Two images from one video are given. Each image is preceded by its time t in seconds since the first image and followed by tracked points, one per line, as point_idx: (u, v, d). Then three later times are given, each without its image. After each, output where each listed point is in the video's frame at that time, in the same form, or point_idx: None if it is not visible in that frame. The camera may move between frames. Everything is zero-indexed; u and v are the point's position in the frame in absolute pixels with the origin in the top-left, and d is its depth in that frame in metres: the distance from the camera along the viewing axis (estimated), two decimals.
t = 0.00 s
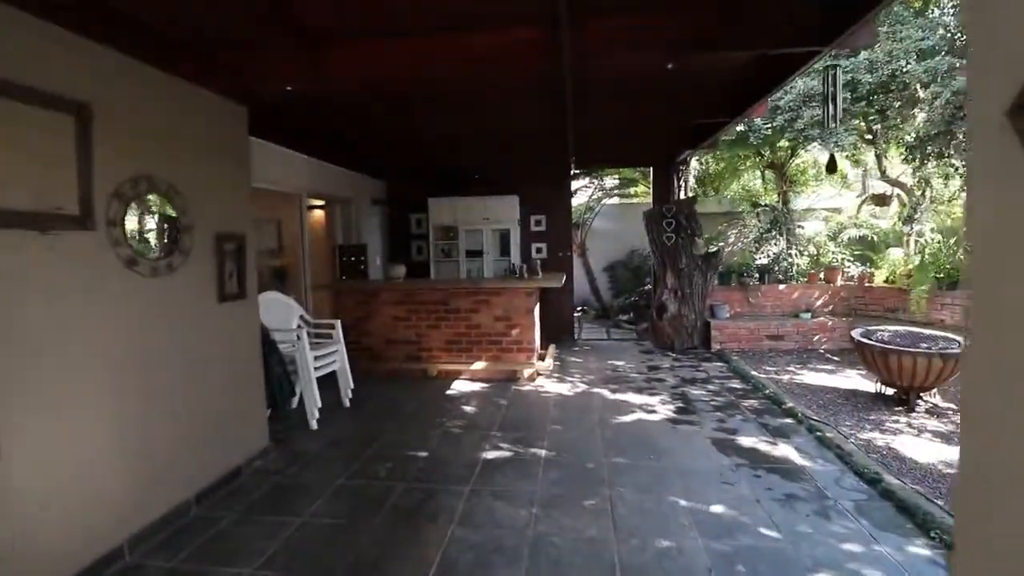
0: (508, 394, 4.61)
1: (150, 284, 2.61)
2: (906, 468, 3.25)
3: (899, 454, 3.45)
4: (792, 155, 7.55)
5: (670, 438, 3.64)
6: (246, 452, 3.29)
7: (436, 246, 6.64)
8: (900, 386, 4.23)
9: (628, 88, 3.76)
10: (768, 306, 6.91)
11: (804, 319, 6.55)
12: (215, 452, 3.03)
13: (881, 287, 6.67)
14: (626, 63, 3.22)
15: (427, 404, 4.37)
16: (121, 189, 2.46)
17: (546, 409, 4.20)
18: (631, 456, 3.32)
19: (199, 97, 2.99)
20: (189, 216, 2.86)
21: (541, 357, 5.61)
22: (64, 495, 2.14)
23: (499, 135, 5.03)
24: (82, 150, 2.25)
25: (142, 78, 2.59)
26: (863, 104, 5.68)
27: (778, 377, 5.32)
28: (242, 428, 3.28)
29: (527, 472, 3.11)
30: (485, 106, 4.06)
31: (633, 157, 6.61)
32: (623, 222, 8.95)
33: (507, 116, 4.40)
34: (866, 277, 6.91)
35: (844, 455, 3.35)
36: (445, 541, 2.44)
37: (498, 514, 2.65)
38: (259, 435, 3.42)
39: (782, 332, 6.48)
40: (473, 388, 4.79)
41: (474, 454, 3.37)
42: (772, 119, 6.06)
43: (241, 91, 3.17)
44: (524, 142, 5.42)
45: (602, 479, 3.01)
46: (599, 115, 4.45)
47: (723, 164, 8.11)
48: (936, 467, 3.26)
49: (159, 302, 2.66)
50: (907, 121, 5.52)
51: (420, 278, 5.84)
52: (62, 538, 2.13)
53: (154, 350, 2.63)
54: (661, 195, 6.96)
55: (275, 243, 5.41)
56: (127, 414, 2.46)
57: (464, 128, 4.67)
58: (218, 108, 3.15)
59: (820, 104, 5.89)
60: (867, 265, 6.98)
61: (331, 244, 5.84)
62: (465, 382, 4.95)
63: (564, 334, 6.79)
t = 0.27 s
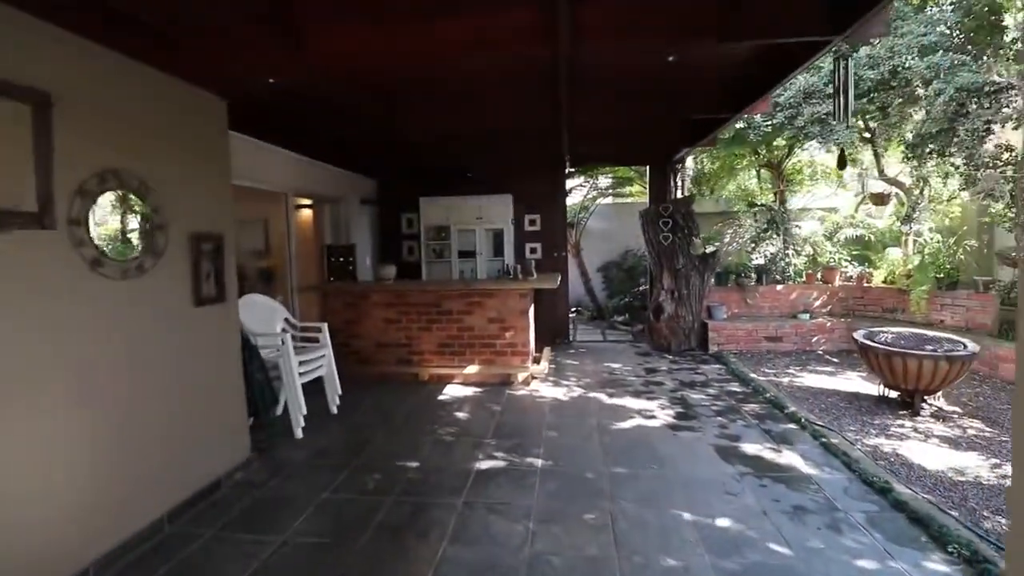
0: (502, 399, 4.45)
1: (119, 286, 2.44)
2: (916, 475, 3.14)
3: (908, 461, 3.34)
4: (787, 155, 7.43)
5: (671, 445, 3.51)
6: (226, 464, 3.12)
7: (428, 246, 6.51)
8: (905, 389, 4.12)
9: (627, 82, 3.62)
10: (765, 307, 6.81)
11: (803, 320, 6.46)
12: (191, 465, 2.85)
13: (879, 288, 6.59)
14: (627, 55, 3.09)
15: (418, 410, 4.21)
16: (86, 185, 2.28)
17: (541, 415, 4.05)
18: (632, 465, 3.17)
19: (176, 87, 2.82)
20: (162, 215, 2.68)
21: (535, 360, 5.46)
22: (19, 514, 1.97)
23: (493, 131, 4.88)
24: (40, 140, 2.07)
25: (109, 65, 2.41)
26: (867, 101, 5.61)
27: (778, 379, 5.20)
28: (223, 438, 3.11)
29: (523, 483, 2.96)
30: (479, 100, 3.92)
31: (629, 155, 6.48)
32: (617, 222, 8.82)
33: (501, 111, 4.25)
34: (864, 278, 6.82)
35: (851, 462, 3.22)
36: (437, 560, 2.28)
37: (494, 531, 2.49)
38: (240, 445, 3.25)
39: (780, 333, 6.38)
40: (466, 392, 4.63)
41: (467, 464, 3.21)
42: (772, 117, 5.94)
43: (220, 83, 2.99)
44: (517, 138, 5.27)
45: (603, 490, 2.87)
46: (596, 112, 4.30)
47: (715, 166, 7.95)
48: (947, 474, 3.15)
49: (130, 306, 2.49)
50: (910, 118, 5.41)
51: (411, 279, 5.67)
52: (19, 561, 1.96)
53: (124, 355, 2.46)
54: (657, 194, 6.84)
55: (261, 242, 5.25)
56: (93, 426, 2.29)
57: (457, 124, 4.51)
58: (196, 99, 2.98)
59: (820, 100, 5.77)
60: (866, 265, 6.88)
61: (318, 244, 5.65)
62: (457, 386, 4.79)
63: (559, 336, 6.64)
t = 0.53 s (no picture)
0: (493, 406, 4.29)
1: (76, 290, 2.25)
2: (923, 484, 3.02)
3: (913, 468, 3.23)
4: (780, 154, 7.33)
5: (670, 454, 3.37)
6: (198, 479, 2.93)
7: (417, 247, 6.33)
8: (906, 393, 4.03)
9: (623, 76, 3.48)
10: (760, 308, 6.72)
11: (797, 322, 6.37)
12: (158, 482, 2.66)
13: (874, 288, 6.52)
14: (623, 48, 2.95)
15: (406, 418, 4.03)
16: (37, 181, 2.10)
17: (534, 423, 3.89)
18: (629, 477, 3.03)
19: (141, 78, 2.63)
20: (125, 214, 2.49)
21: (527, 364, 5.30)
22: None
23: (484, 128, 4.72)
24: None
25: (64, 51, 2.23)
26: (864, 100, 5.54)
27: (774, 382, 5.10)
28: (194, 451, 2.92)
29: (516, 497, 2.80)
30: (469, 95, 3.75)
31: (622, 153, 6.35)
32: (609, 222, 8.70)
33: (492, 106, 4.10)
34: (858, 279, 6.73)
35: (856, 471, 3.11)
36: None
37: (484, 552, 2.33)
38: (214, 459, 3.06)
39: (775, 335, 6.28)
40: (456, 399, 4.46)
41: (456, 477, 3.05)
42: (768, 114, 5.84)
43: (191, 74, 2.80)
44: (508, 136, 5.12)
45: (600, 505, 2.72)
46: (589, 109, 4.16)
47: (706, 166, 7.82)
48: (954, 482, 3.04)
49: (88, 311, 2.30)
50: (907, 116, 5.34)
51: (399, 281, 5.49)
52: None
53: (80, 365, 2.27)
54: (650, 194, 6.71)
55: (243, 243, 4.99)
56: (43, 442, 2.10)
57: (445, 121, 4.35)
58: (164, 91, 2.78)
59: (817, 98, 5.68)
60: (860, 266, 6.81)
61: (302, 245, 5.46)
62: (447, 393, 4.62)
63: (551, 339, 6.50)
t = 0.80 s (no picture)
0: (481, 411, 4.16)
1: (29, 292, 2.09)
2: (921, 489, 2.95)
3: (910, 472, 3.16)
4: (769, 154, 7.29)
5: (663, 460, 3.26)
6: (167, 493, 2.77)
7: (402, 247, 6.18)
8: (900, 394, 3.97)
9: (613, 70, 3.38)
10: (750, 308, 6.66)
11: (788, 322, 6.33)
12: (124, 497, 2.49)
13: (863, 288, 6.50)
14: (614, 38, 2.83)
15: (391, 425, 3.89)
16: None
17: (523, 429, 3.77)
18: (622, 484, 2.92)
19: (102, 65, 2.46)
20: (85, 211, 2.33)
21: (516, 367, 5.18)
22: None
23: (469, 124, 4.60)
24: None
25: (11, 33, 2.04)
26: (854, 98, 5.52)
27: (766, 384, 5.03)
28: (164, 463, 2.76)
29: (505, 508, 2.68)
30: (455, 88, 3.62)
31: (611, 152, 6.27)
32: (598, 222, 8.62)
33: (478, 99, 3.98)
34: (848, 279, 6.71)
35: (853, 476, 3.03)
36: None
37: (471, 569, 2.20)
38: (185, 471, 2.90)
39: (766, 335, 6.23)
40: (443, 404, 4.33)
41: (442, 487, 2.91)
42: (759, 113, 5.77)
43: (158, 62, 2.64)
44: (496, 133, 5.00)
45: (592, 515, 2.61)
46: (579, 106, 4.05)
47: (695, 166, 7.76)
48: (952, 486, 2.97)
49: (43, 315, 2.13)
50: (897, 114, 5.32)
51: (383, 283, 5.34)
52: None
53: (33, 373, 2.09)
54: (639, 194, 6.63)
55: (226, 243, 4.63)
56: None
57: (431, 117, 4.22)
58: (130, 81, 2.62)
59: (809, 96, 5.65)
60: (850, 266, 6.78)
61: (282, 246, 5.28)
62: (433, 397, 4.48)
63: (540, 341, 6.38)
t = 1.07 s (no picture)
0: (466, 416, 4.03)
1: None
2: (916, 493, 2.89)
3: (904, 476, 3.10)
4: (755, 154, 7.24)
5: (655, 466, 3.16)
6: (133, 508, 2.61)
7: (386, 248, 6.03)
8: (890, 395, 3.93)
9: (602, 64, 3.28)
10: (738, 309, 6.62)
11: (775, 323, 6.30)
12: (84, 514, 2.32)
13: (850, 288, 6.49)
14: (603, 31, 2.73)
15: (372, 432, 3.75)
16: None
17: (509, 435, 3.65)
18: (612, 493, 2.82)
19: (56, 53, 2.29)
20: (37, 209, 2.16)
21: (502, 370, 5.06)
22: None
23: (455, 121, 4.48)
24: None
25: None
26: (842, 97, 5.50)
27: (755, 385, 4.97)
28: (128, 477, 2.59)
29: (492, 520, 2.56)
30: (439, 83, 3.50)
31: (598, 151, 6.18)
32: (585, 222, 8.53)
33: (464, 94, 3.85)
34: (835, 279, 6.69)
35: (847, 480, 2.97)
36: None
37: None
38: (152, 484, 2.73)
39: (753, 336, 6.19)
40: (427, 409, 4.19)
41: (425, 498, 2.79)
42: (748, 111, 5.74)
43: (119, 49, 2.47)
44: (481, 130, 4.88)
45: (582, 526, 2.50)
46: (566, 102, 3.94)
47: (682, 166, 7.69)
48: (947, 489, 2.92)
49: None
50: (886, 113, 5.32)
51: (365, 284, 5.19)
52: None
53: None
54: (627, 194, 6.55)
55: (202, 243, 4.47)
56: None
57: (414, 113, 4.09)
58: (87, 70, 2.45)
59: (797, 95, 5.61)
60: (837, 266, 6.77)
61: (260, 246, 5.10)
62: (417, 402, 4.34)
63: (527, 343, 6.27)
